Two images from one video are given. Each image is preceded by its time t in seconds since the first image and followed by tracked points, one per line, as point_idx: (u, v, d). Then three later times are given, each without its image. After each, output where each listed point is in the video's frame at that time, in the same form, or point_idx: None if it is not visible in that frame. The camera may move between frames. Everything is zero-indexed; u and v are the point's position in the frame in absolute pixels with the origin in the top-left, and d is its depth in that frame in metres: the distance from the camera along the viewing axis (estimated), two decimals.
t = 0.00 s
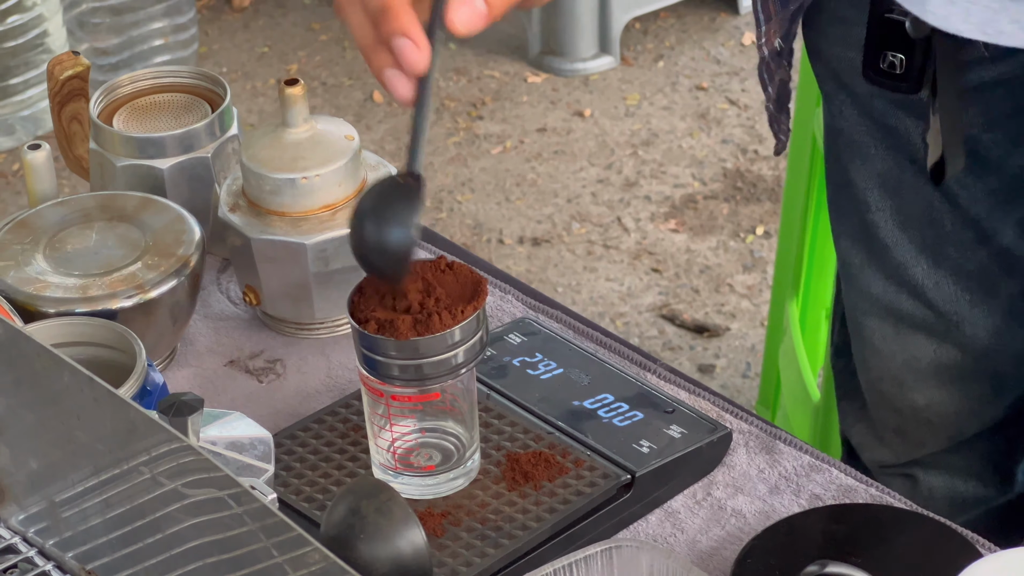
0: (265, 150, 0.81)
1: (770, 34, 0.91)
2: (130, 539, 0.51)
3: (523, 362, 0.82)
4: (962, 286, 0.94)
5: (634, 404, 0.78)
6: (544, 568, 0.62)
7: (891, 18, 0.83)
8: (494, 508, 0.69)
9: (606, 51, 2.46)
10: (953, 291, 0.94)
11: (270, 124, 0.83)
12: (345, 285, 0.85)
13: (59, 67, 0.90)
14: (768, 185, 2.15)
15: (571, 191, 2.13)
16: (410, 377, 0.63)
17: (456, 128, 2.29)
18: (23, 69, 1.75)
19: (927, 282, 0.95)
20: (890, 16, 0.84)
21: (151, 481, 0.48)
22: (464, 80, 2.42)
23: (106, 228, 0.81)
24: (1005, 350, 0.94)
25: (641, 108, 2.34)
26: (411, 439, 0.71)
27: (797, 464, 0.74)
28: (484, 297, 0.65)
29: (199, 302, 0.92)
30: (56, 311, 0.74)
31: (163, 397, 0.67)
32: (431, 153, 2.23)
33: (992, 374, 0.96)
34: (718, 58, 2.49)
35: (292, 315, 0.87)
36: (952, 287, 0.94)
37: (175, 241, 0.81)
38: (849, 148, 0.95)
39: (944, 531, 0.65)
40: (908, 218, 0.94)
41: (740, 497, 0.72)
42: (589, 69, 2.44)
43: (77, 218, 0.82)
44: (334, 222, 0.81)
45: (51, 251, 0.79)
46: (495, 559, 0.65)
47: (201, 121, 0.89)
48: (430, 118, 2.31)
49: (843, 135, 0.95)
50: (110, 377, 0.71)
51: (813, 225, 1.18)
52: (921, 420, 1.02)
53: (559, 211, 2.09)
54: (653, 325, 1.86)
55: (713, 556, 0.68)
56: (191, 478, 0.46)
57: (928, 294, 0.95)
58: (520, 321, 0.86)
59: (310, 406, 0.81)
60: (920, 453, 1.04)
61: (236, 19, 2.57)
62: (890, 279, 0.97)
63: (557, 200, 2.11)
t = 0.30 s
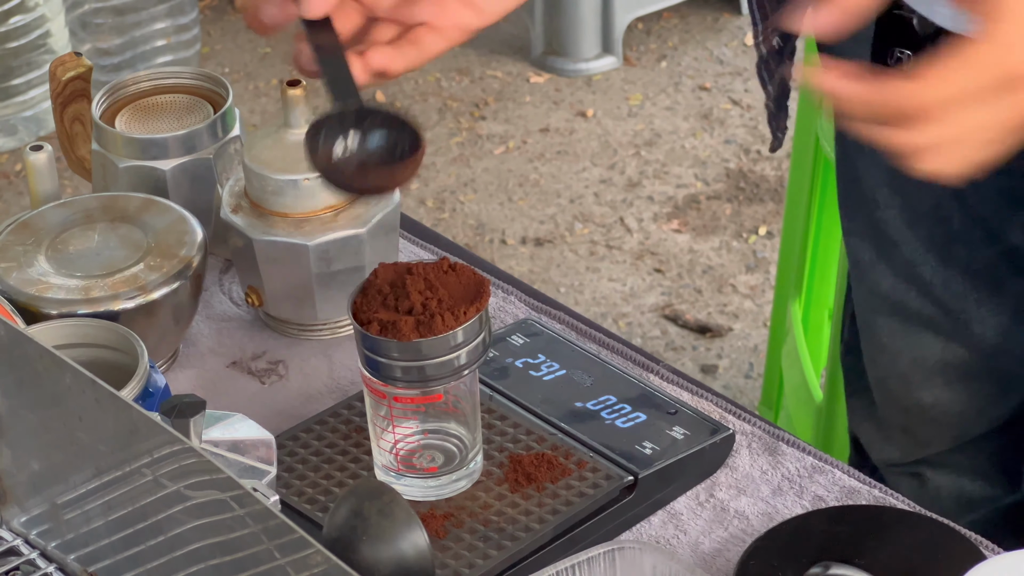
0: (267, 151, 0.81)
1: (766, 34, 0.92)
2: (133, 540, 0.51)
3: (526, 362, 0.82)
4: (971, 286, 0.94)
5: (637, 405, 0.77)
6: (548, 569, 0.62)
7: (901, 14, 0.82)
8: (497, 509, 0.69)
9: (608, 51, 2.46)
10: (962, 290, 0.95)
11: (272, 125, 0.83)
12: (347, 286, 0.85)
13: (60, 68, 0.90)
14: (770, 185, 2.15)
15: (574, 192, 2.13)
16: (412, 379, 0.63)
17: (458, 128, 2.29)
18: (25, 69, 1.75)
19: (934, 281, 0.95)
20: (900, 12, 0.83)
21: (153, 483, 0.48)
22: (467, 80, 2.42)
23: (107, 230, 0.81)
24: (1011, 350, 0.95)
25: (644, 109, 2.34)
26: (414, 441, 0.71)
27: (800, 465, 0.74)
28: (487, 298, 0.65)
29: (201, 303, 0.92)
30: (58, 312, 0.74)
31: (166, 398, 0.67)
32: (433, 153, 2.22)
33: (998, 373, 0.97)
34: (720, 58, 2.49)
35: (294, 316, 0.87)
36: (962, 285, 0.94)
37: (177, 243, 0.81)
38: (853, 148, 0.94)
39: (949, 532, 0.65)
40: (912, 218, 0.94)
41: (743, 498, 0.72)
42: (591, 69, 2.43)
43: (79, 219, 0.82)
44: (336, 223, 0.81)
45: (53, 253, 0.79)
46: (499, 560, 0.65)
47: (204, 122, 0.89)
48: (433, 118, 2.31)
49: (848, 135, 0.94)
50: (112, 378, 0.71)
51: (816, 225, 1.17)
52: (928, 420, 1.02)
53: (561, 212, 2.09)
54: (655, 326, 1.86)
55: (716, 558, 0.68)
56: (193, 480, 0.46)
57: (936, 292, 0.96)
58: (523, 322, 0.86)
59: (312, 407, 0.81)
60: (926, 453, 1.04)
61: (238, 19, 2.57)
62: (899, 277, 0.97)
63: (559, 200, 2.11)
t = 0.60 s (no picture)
0: (268, 151, 0.81)
1: None
2: (133, 541, 0.51)
3: (527, 363, 0.82)
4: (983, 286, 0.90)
5: (638, 405, 0.77)
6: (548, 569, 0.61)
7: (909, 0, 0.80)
8: (498, 510, 0.68)
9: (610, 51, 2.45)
10: (973, 288, 0.90)
11: (273, 125, 0.83)
12: (348, 286, 0.85)
13: (60, 67, 0.89)
14: (772, 184, 2.15)
15: (575, 191, 2.13)
16: (413, 380, 0.63)
17: (460, 128, 2.28)
18: (26, 69, 1.75)
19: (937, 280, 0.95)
20: None
21: (152, 484, 0.48)
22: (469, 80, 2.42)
23: (108, 230, 0.81)
24: None
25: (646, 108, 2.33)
26: (414, 442, 0.71)
27: (801, 466, 0.74)
28: (487, 299, 0.65)
29: (201, 304, 0.92)
30: (59, 312, 0.74)
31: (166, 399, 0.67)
32: (435, 152, 2.22)
33: (1011, 373, 0.92)
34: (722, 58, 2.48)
35: (295, 316, 0.87)
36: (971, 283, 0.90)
37: (178, 243, 0.81)
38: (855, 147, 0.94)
39: (950, 534, 0.65)
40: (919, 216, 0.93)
41: (744, 499, 0.72)
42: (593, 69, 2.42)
43: (79, 219, 0.82)
44: (337, 223, 0.81)
45: (54, 253, 0.79)
46: (499, 561, 0.64)
47: (204, 122, 0.89)
48: (435, 118, 2.30)
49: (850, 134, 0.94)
50: (113, 380, 0.71)
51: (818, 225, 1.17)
52: (940, 418, 0.97)
53: (563, 211, 2.09)
54: (657, 325, 1.86)
55: (718, 558, 0.67)
56: (193, 481, 0.45)
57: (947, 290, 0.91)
58: (524, 322, 0.86)
59: (312, 407, 0.81)
60: (938, 450, 0.99)
61: (240, 19, 2.57)
62: (911, 275, 0.94)
63: (561, 200, 2.11)
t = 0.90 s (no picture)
0: (268, 152, 0.81)
1: None
2: (133, 543, 0.51)
3: (528, 364, 0.81)
4: (987, 287, 0.90)
5: (639, 406, 0.77)
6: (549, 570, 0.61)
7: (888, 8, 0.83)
8: (499, 511, 0.68)
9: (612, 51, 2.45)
10: (977, 290, 0.90)
11: (274, 125, 0.83)
12: (348, 287, 0.85)
13: (61, 68, 0.89)
14: (774, 184, 2.14)
15: (577, 191, 2.13)
16: (414, 380, 0.63)
17: (462, 127, 2.28)
18: (28, 69, 1.76)
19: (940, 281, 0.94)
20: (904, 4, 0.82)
21: (152, 485, 0.48)
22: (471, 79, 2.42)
23: (109, 230, 0.81)
24: None
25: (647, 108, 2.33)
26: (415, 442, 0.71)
27: (802, 466, 0.74)
28: (488, 299, 0.65)
29: (202, 304, 0.92)
30: (59, 313, 0.74)
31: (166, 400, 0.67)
32: (437, 152, 2.22)
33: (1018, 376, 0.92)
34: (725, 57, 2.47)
35: (296, 317, 0.87)
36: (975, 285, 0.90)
37: (179, 243, 0.81)
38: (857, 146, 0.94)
39: (952, 535, 0.65)
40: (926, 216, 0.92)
41: (745, 499, 0.72)
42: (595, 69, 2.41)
43: (80, 219, 0.82)
44: (337, 223, 0.81)
45: (55, 253, 0.79)
46: (500, 562, 0.64)
47: (206, 122, 0.89)
48: (437, 117, 2.30)
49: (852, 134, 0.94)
50: (113, 380, 0.70)
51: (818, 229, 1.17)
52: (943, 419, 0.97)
53: (565, 211, 2.08)
54: (659, 325, 1.86)
55: (719, 559, 0.67)
56: (193, 482, 0.45)
57: (951, 291, 0.91)
58: (525, 323, 0.86)
59: (313, 408, 0.81)
60: (944, 452, 1.00)
61: (242, 19, 2.57)
62: (916, 273, 0.93)
63: (563, 200, 2.11)
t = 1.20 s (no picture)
0: (271, 149, 0.81)
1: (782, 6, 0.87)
2: (136, 539, 0.51)
3: (530, 362, 0.81)
4: (987, 287, 0.89)
5: (642, 403, 0.77)
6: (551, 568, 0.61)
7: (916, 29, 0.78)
8: (502, 508, 0.68)
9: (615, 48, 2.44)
10: (979, 290, 0.90)
11: (277, 122, 0.83)
12: (351, 284, 0.85)
13: (65, 66, 0.90)
14: (777, 182, 2.14)
15: (580, 189, 2.13)
16: (416, 377, 0.63)
17: (465, 125, 2.28)
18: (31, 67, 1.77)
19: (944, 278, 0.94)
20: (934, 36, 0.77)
21: (156, 481, 0.48)
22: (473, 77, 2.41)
23: (112, 227, 0.81)
24: None
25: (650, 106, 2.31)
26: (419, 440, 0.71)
27: (805, 464, 0.74)
28: (491, 296, 0.65)
29: (206, 301, 0.92)
30: (62, 310, 0.74)
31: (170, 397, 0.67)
32: (440, 150, 2.22)
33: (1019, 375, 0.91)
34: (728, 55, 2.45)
35: (298, 314, 0.87)
36: (977, 286, 0.89)
37: (182, 241, 0.81)
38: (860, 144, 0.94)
39: (954, 533, 0.65)
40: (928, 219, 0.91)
41: (748, 496, 0.72)
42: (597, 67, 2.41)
43: (83, 217, 0.82)
44: (340, 221, 0.81)
45: (58, 250, 0.79)
46: (502, 559, 0.64)
47: (208, 120, 0.89)
48: (439, 115, 2.30)
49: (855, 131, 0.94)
50: (116, 377, 0.70)
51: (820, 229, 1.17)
52: (945, 418, 0.97)
53: (568, 209, 2.08)
54: (662, 322, 1.85)
55: (722, 556, 0.67)
56: (196, 478, 0.46)
57: (953, 290, 0.91)
58: (528, 321, 0.86)
59: (316, 405, 0.81)
60: (945, 451, 1.00)
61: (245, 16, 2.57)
62: (919, 271, 0.93)
63: (566, 197, 2.11)
